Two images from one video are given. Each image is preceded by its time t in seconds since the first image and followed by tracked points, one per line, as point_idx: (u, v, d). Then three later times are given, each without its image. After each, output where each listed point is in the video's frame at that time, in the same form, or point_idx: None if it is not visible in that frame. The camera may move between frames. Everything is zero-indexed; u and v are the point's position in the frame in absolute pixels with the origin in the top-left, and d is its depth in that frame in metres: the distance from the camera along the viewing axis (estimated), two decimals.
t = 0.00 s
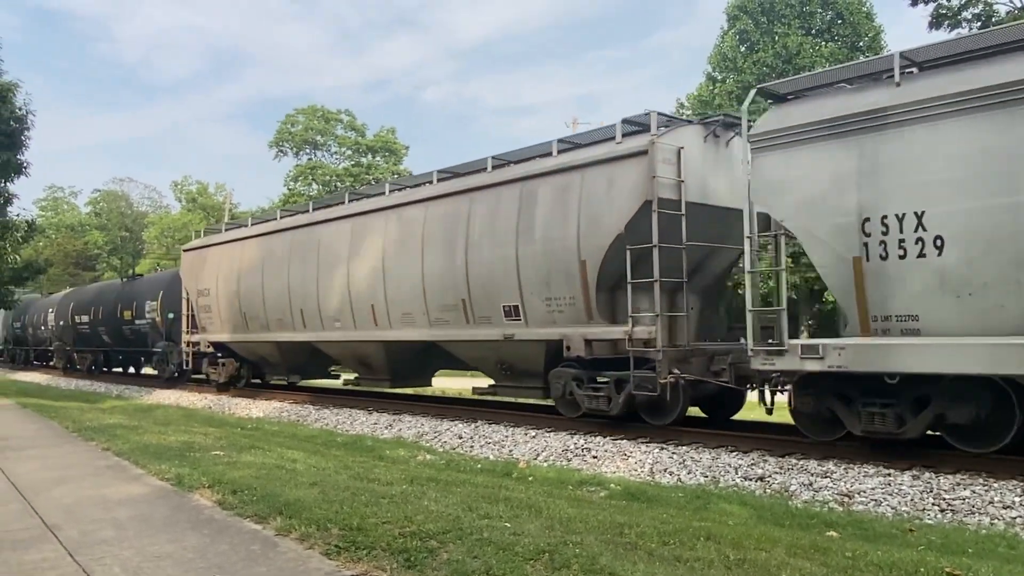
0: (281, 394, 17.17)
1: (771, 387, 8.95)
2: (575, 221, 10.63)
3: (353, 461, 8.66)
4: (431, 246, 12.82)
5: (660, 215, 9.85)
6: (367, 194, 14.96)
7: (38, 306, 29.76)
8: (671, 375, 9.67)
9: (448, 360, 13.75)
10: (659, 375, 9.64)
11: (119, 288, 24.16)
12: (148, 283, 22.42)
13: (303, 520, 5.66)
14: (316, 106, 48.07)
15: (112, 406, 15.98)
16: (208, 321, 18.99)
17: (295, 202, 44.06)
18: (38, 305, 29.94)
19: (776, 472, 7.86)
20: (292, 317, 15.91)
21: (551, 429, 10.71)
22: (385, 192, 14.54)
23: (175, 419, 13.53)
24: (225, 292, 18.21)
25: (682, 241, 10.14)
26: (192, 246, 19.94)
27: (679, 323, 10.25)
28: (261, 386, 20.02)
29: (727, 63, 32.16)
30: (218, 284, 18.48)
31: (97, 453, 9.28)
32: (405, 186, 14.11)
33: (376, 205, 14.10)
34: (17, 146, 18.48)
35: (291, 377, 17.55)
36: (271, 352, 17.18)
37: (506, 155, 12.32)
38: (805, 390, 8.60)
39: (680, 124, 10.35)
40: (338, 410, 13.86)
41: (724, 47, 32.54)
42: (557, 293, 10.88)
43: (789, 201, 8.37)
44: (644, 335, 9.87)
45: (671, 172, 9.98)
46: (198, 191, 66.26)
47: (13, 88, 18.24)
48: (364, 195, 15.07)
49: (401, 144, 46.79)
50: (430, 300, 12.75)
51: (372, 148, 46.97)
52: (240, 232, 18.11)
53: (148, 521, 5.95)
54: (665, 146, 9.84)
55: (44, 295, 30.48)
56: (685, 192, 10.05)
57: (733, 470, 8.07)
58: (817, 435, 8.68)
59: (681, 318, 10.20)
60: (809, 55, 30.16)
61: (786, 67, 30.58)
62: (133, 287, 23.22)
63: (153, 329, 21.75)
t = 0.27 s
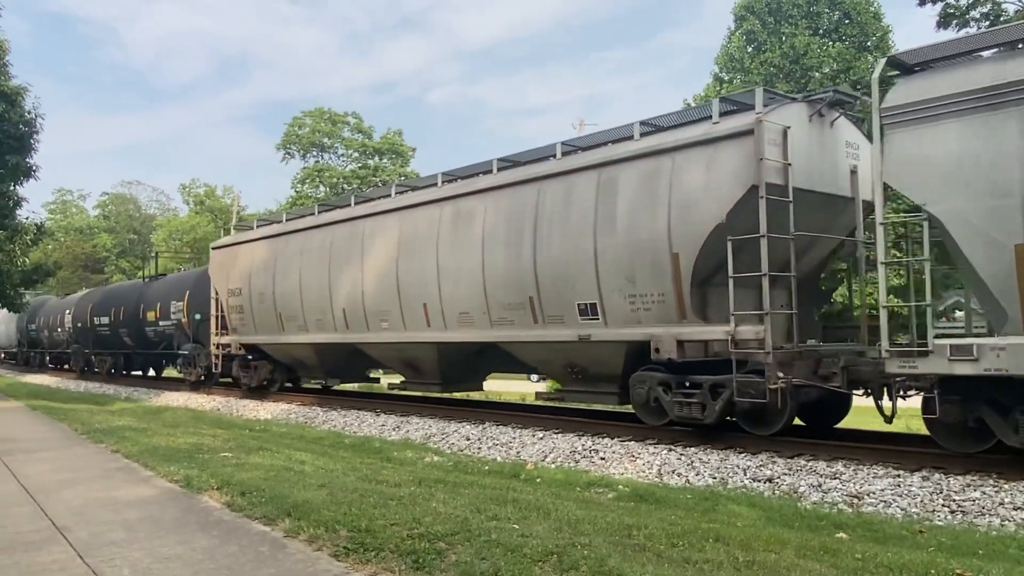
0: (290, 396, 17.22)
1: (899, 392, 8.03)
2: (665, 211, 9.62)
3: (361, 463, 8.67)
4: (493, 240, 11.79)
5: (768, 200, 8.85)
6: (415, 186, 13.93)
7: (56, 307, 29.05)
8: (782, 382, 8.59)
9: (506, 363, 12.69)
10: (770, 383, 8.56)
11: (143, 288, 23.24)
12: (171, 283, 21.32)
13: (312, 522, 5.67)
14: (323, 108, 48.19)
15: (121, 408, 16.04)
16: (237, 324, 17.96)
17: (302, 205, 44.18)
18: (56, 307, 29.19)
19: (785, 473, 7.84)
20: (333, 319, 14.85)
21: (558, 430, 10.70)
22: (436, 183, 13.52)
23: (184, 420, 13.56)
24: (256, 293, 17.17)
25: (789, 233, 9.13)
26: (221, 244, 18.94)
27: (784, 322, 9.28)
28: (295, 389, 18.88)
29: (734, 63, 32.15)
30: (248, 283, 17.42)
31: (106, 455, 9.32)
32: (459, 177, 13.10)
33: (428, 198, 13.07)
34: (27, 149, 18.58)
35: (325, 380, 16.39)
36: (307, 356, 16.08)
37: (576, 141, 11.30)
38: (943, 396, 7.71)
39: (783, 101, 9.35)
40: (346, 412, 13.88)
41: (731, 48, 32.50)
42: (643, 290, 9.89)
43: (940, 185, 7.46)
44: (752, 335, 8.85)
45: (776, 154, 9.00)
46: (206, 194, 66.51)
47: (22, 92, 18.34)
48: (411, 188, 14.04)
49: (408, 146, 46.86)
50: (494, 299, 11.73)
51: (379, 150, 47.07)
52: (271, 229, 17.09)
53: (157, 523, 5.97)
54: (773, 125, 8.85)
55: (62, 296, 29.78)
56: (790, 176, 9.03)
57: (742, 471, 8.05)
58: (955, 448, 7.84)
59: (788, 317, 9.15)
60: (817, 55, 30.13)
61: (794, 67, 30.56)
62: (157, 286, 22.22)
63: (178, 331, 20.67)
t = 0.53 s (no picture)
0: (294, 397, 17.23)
1: None
2: (759, 197, 8.55)
3: (366, 463, 8.67)
4: (553, 231, 10.75)
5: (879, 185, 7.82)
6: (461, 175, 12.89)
7: (72, 307, 28.35)
8: (898, 387, 7.63)
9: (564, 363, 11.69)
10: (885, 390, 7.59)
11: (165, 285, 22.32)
12: (194, 280, 20.38)
13: (317, 522, 5.68)
14: (327, 110, 48.26)
15: (126, 409, 16.07)
16: (266, 324, 17.00)
17: (306, 206, 44.24)
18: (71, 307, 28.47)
19: (790, 473, 7.82)
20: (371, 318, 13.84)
21: (563, 431, 10.69)
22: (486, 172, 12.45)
23: (189, 421, 13.58)
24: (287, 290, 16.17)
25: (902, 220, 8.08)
26: (245, 240, 17.91)
27: (892, 319, 8.28)
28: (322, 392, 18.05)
29: (738, 63, 32.11)
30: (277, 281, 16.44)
31: (112, 456, 9.34)
32: (511, 165, 12.07)
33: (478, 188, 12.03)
34: (32, 151, 18.63)
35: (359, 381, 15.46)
36: (342, 356, 15.14)
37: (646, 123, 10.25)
38: None
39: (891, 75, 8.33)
40: (350, 413, 13.88)
41: (735, 48, 32.47)
42: (731, 285, 8.83)
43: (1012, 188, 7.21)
44: (862, 334, 7.82)
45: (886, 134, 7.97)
46: (211, 195, 66.64)
47: (27, 94, 18.39)
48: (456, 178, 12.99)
49: (412, 146, 46.90)
50: (555, 295, 10.70)
51: (382, 151, 47.12)
52: (300, 224, 16.07)
53: (162, 523, 5.98)
54: (883, 100, 7.84)
55: (76, 296, 29.13)
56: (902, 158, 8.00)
57: (747, 472, 8.04)
58: None
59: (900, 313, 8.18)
60: (821, 55, 30.10)
61: (798, 67, 30.53)
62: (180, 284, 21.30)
63: (201, 331, 19.71)
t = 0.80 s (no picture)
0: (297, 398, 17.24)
1: None
2: (884, 177, 7.61)
3: (368, 464, 8.67)
4: (629, 220, 9.85)
5: None
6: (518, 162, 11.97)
7: (85, 306, 27.48)
8: None
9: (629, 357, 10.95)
10: None
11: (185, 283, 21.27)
12: (217, 277, 19.24)
13: (320, 523, 5.68)
14: (329, 110, 48.29)
15: (129, 410, 16.10)
16: (300, 324, 16.17)
17: (308, 207, 44.26)
18: (84, 307, 27.64)
19: (793, 473, 7.81)
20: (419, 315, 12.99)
21: (565, 431, 10.69)
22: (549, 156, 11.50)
23: (191, 422, 13.59)
24: (324, 287, 15.30)
25: None
26: (274, 234, 16.98)
27: None
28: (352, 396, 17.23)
29: (740, 63, 32.06)
30: (314, 278, 15.61)
31: (114, 457, 9.35)
32: (575, 151, 11.12)
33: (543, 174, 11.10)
34: (34, 153, 18.65)
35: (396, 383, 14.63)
36: (382, 358, 14.30)
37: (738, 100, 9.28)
38: None
39: None
40: (352, 413, 13.90)
41: (737, 48, 32.44)
42: (845, 278, 7.94)
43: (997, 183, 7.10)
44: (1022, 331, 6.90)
45: None
46: (213, 196, 66.69)
47: (30, 95, 18.45)
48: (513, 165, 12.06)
49: (414, 147, 46.90)
50: (632, 292, 9.80)
51: (384, 152, 47.13)
52: (338, 218, 15.15)
53: (165, 524, 5.99)
54: None
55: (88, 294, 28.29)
56: None
57: (749, 471, 8.03)
58: None
59: None
60: (823, 54, 30.07)
61: (800, 66, 30.50)
62: (201, 281, 20.20)
63: (225, 331, 18.58)
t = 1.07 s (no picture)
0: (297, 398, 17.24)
1: None
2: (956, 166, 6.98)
3: (368, 464, 8.67)
4: (694, 211, 9.03)
5: None
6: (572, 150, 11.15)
7: (95, 305, 26.88)
8: None
9: (700, 353, 10.02)
10: None
11: (205, 281, 20.66)
12: (241, 275, 18.63)
13: (320, 523, 5.68)
14: (329, 111, 48.30)
15: (129, 411, 16.11)
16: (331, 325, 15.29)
17: (308, 207, 44.26)
18: (95, 305, 27.03)
19: (793, 473, 7.82)
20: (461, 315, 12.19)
21: (565, 431, 10.69)
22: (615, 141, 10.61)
23: (192, 423, 13.58)
24: (359, 284, 14.44)
25: None
26: (308, 228, 16.12)
27: None
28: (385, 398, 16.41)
29: (739, 63, 32.03)
30: (348, 275, 14.79)
31: (114, 457, 9.35)
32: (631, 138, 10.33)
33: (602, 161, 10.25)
34: (34, 154, 18.65)
35: (440, 387, 13.70)
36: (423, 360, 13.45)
37: (808, 84, 8.52)
38: None
39: None
40: (353, 414, 13.90)
41: (736, 48, 32.42)
42: (942, 272, 7.13)
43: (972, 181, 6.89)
44: None
45: None
46: (212, 197, 66.67)
47: (30, 96, 18.48)
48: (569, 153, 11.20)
49: (414, 147, 46.90)
50: (695, 289, 8.99)
51: (384, 152, 47.12)
52: (377, 210, 14.26)
53: (166, 525, 5.99)
54: None
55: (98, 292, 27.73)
56: None
57: (750, 471, 8.03)
58: None
59: None
60: (823, 54, 30.09)
61: (800, 66, 30.50)
62: (222, 279, 19.61)
63: (248, 331, 18.02)
